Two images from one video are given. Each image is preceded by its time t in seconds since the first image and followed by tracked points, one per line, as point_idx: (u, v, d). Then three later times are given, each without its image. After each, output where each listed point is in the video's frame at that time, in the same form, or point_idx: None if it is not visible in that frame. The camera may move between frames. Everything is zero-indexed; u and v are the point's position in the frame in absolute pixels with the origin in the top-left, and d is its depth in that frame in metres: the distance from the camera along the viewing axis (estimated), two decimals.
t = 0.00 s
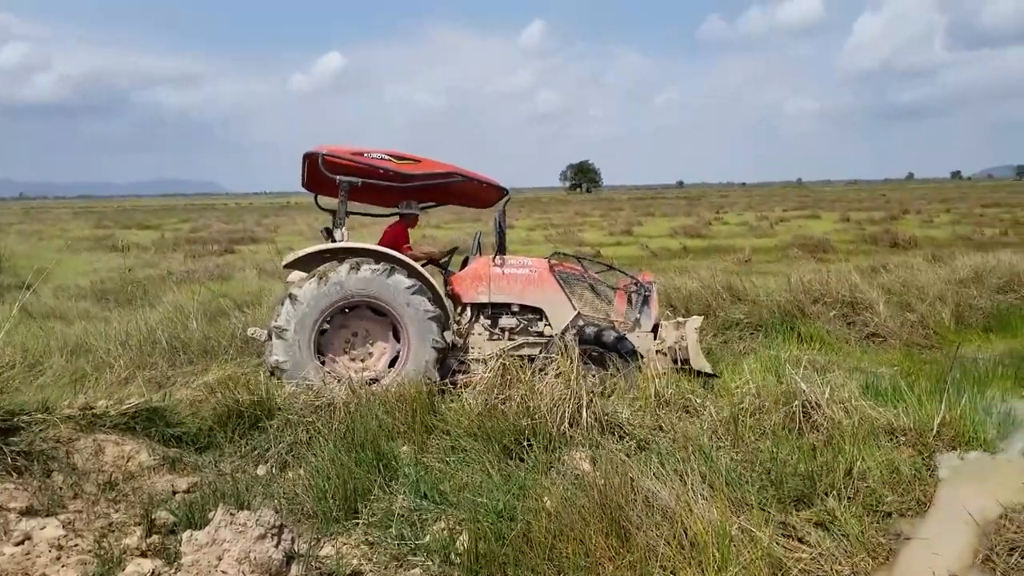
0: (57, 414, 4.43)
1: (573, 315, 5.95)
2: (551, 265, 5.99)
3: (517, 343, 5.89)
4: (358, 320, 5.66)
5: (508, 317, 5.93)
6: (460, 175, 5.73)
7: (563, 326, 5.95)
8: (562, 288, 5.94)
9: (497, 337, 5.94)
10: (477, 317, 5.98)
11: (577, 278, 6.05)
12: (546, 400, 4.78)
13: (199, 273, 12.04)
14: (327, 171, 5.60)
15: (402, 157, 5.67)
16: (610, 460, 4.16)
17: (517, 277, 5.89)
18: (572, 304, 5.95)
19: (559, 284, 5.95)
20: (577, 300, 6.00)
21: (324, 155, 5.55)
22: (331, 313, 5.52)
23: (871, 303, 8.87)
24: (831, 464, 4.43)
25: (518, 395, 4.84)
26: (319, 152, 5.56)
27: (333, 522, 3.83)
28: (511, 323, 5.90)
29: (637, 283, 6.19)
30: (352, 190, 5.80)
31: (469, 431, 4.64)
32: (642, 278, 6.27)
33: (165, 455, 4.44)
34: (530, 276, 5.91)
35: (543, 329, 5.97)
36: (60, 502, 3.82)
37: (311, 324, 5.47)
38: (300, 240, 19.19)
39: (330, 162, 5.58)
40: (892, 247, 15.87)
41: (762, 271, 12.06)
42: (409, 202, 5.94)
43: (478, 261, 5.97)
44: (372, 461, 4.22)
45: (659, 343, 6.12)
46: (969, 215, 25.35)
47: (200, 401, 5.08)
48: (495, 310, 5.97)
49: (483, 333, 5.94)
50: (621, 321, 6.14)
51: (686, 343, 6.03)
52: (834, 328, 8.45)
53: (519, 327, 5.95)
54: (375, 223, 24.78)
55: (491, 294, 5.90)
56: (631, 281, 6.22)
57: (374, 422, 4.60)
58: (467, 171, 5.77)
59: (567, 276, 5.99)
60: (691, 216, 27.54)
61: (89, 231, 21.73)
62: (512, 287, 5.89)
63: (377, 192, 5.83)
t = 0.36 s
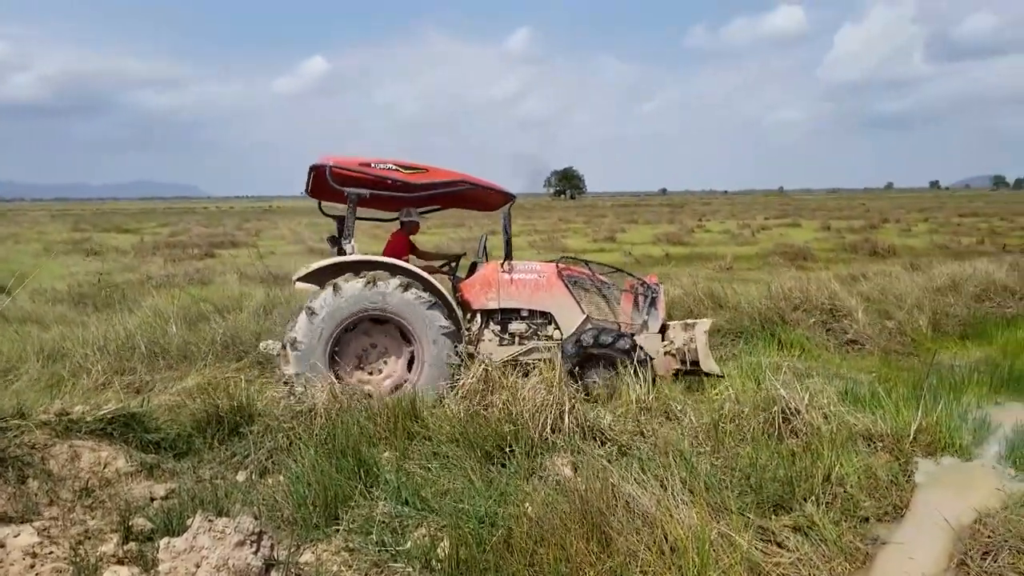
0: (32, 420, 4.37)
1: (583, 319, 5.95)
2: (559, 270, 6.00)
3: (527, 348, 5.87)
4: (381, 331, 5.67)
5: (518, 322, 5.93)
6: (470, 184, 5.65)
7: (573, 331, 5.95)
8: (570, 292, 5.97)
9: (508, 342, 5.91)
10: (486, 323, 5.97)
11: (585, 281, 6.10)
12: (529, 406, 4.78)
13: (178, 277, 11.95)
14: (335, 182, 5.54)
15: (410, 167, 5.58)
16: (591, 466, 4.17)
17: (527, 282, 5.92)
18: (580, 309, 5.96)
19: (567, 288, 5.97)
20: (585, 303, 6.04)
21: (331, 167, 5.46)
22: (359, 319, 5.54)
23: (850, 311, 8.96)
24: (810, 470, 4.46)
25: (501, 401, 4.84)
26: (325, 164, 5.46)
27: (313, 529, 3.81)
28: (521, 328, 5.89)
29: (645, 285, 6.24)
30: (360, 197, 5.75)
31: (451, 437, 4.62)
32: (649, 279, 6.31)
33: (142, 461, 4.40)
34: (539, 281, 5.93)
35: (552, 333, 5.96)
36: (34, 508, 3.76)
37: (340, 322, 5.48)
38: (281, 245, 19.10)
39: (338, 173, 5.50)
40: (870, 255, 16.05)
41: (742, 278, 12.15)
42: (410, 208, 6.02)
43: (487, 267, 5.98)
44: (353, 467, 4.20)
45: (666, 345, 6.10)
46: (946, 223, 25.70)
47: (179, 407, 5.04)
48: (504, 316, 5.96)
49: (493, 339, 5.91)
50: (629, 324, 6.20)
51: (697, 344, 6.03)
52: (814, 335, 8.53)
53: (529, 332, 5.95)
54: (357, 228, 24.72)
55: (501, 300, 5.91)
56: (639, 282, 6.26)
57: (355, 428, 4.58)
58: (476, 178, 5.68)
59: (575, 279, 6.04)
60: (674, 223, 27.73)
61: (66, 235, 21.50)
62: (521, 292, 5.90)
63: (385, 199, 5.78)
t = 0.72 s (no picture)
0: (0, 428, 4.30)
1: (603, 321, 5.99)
2: (578, 272, 6.04)
3: (549, 351, 5.93)
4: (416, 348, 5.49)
5: (539, 325, 5.98)
6: (488, 190, 5.63)
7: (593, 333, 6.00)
8: (589, 294, 5.99)
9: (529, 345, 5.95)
10: (507, 327, 6.01)
11: (604, 282, 6.09)
12: (506, 407, 4.77)
13: (151, 280, 11.80)
14: (356, 193, 5.60)
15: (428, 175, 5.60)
16: (568, 467, 4.17)
17: (547, 285, 5.96)
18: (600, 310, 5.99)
19: (587, 290, 6.00)
20: (606, 304, 6.06)
21: (351, 178, 5.52)
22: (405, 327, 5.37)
23: (823, 311, 9.05)
24: (784, 469, 4.50)
25: (478, 404, 4.82)
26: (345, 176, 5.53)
27: (287, 535, 3.78)
28: (541, 330, 5.95)
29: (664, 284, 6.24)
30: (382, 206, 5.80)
31: (428, 440, 4.60)
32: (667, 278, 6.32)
33: (113, 468, 4.33)
34: (558, 283, 5.96)
35: (573, 334, 6.03)
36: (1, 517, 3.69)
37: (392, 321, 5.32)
38: (257, 247, 18.96)
39: (358, 184, 5.56)
40: (843, 255, 16.25)
41: (717, 279, 12.26)
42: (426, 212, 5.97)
43: (507, 271, 6.02)
44: (328, 472, 4.17)
45: (685, 344, 6.19)
46: (917, 224, 26.10)
47: (152, 413, 4.97)
48: (525, 319, 6.02)
49: (514, 342, 5.94)
50: (649, 323, 6.18)
51: (716, 346, 6.14)
52: (788, 335, 8.62)
53: (549, 335, 5.99)
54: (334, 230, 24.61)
55: (521, 304, 5.96)
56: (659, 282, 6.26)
57: (331, 433, 4.55)
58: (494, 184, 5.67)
59: (596, 281, 6.07)
60: (652, 224, 27.91)
61: (36, 237, 21.17)
62: (542, 295, 5.96)
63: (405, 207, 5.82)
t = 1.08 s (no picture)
0: None
1: (616, 325, 6.16)
2: (593, 277, 6.22)
3: (563, 353, 6.12)
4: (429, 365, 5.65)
5: (554, 328, 6.16)
6: (503, 198, 5.77)
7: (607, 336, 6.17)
8: (602, 298, 6.17)
9: (542, 349, 6.15)
10: (522, 331, 6.20)
11: (617, 287, 6.25)
12: (471, 412, 4.74)
13: (107, 288, 11.57)
14: (374, 200, 5.73)
15: (444, 183, 5.76)
16: (532, 470, 4.16)
17: (562, 289, 6.15)
18: (613, 314, 6.16)
19: (601, 295, 6.18)
20: (618, 308, 6.21)
21: (369, 184, 5.65)
22: (443, 344, 5.57)
23: (784, 310, 9.19)
24: (745, 466, 4.55)
25: (443, 408, 4.79)
26: (364, 181, 5.65)
27: (248, 545, 3.72)
28: (555, 334, 6.12)
29: (677, 289, 6.30)
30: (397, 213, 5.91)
31: (392, 445, 4.56)
32: (681, 283, 6.37)
33: (67, 482, 4.24)
34: (573, 287, 6.16)
35: (587, 339, 6.20)
36: None
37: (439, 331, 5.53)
38: (218, 253, 18.70)
39: (375, 190, 5.69)
40: (803, 255, 16.52)
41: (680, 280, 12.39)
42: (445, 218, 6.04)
43: (522, 276, 6.21)
44: (290, 481, 4.11)
45: (698, 348, 6.25)
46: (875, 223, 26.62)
47: (109, 424, 4.88)
48: (539, 323, 6.20)
49: (528, 346, 6.14)
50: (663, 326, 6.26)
51: (729, 352, 6.17)
52: (751, 334, 8.74)
53: (564, 339, 6.18)
54: (298, 235, 24.39)
55: (536, 308, 6.14)
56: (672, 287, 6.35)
57: (293, 441, 4.49)
58: (510, 192, 5.81)
59: (608, 285, 6.23)
60: (617, 226, 28.10)
61: None
62: (557, 300, 6.14)
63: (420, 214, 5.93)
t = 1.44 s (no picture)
0: None
1: (614, 323, 6.29)
2: (589, 276, 6.30)
3: (560, 353, 6.24)
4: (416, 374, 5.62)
5: (551, 328, 6.27)
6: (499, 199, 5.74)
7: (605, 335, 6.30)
8: (600, 298, 6.29)
9: (539, 349, 6.26)
10: (519, 331, 6.28)
11: (616, 286, 6.36)
12: (426, 416, 4.71)
13: (52, 296, 11.28)
14: (370, 207, 5.75)
15: (440, 187, 5.75)
16: (488, 474, 4.16)
17: (560, 289, 6.23)
18: (610, 313, 6.30)
19: (598, 294, 6.29)
20: (617, 308, 6.34)
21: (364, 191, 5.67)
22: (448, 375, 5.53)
23: (738, 309, 9.35)
24: (698, 465, 4.61)
25: (399, 413, 4.76)
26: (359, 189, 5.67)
27: (199, 556, 3.67)
28: (553, 334, 6.23)
29: (675, 288, 6.50)
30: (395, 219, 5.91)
31: (346, 452, 4.52)
32: (677, 281, 6.58)
33: (9, 497, 4.15)
34: (570, 288, 6.25)
35: (584, 337, 6.33)
36: None
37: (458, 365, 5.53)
38: (170, 259, 18.39)
39: (370, 197, 5.71)
40: (756, 256, 16.83)
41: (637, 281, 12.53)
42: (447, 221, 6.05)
43: (519, 277, 6.26)
44: (241, 490, 4.06)
45: (696, 346, 6.47)
46: (827, 224, 27.18)
47: (55, 436, 4.77)
48: (537, 323, 6.29)
49: (526, 346, 6.25)
50: (661, 324, 6.45)
51: (725, 349, 6.35)
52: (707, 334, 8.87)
53: (561, 338, 6.30)
54: (253, 240, 24.09)
55: (533, 308, 6.22)
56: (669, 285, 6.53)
57: (245, 450, 4.42)
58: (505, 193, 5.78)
59: (607, 285, 6.33)
60: (575, 229, 28.27)
61: None
62: (553, 300, 6.22)
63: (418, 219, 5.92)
